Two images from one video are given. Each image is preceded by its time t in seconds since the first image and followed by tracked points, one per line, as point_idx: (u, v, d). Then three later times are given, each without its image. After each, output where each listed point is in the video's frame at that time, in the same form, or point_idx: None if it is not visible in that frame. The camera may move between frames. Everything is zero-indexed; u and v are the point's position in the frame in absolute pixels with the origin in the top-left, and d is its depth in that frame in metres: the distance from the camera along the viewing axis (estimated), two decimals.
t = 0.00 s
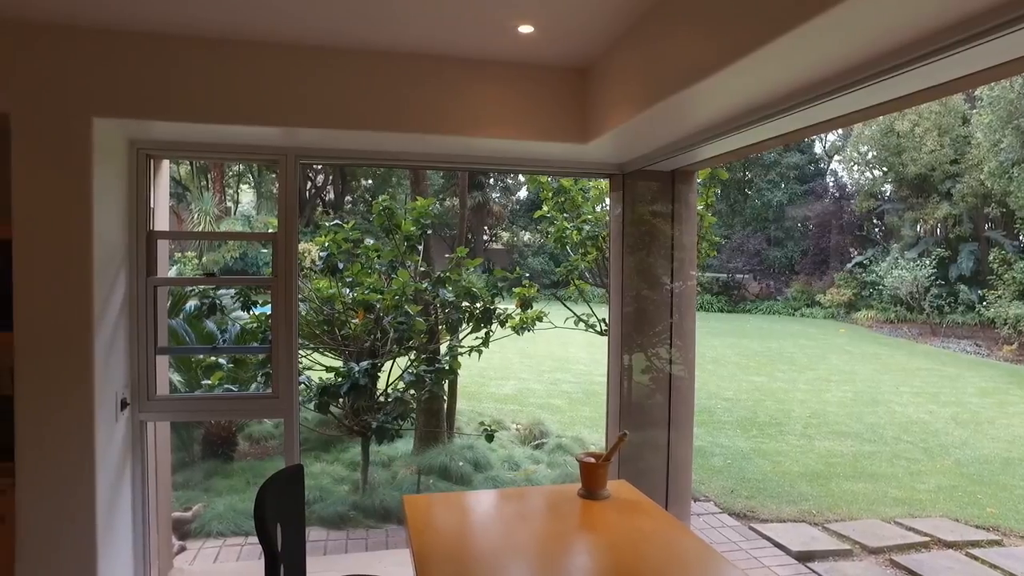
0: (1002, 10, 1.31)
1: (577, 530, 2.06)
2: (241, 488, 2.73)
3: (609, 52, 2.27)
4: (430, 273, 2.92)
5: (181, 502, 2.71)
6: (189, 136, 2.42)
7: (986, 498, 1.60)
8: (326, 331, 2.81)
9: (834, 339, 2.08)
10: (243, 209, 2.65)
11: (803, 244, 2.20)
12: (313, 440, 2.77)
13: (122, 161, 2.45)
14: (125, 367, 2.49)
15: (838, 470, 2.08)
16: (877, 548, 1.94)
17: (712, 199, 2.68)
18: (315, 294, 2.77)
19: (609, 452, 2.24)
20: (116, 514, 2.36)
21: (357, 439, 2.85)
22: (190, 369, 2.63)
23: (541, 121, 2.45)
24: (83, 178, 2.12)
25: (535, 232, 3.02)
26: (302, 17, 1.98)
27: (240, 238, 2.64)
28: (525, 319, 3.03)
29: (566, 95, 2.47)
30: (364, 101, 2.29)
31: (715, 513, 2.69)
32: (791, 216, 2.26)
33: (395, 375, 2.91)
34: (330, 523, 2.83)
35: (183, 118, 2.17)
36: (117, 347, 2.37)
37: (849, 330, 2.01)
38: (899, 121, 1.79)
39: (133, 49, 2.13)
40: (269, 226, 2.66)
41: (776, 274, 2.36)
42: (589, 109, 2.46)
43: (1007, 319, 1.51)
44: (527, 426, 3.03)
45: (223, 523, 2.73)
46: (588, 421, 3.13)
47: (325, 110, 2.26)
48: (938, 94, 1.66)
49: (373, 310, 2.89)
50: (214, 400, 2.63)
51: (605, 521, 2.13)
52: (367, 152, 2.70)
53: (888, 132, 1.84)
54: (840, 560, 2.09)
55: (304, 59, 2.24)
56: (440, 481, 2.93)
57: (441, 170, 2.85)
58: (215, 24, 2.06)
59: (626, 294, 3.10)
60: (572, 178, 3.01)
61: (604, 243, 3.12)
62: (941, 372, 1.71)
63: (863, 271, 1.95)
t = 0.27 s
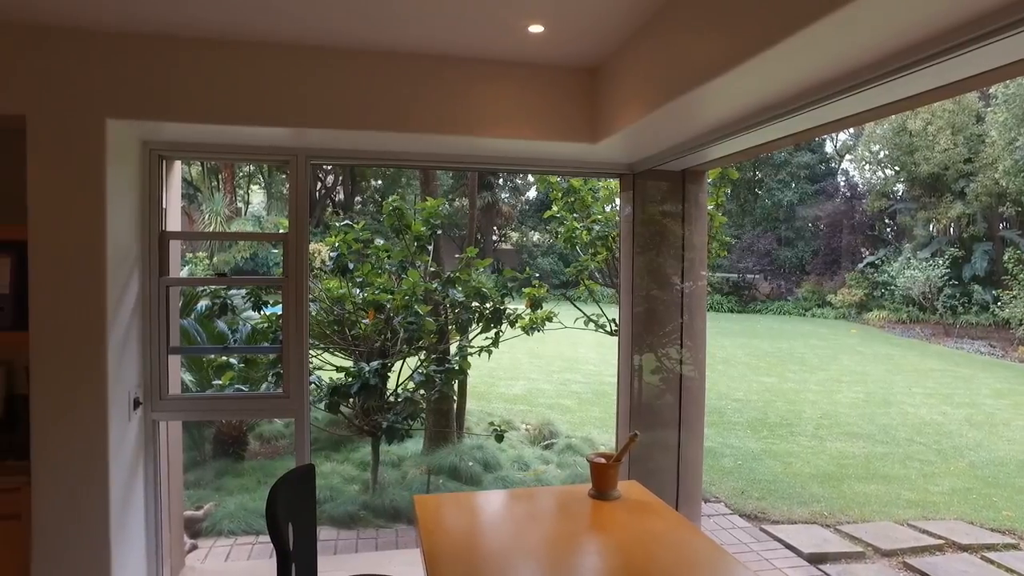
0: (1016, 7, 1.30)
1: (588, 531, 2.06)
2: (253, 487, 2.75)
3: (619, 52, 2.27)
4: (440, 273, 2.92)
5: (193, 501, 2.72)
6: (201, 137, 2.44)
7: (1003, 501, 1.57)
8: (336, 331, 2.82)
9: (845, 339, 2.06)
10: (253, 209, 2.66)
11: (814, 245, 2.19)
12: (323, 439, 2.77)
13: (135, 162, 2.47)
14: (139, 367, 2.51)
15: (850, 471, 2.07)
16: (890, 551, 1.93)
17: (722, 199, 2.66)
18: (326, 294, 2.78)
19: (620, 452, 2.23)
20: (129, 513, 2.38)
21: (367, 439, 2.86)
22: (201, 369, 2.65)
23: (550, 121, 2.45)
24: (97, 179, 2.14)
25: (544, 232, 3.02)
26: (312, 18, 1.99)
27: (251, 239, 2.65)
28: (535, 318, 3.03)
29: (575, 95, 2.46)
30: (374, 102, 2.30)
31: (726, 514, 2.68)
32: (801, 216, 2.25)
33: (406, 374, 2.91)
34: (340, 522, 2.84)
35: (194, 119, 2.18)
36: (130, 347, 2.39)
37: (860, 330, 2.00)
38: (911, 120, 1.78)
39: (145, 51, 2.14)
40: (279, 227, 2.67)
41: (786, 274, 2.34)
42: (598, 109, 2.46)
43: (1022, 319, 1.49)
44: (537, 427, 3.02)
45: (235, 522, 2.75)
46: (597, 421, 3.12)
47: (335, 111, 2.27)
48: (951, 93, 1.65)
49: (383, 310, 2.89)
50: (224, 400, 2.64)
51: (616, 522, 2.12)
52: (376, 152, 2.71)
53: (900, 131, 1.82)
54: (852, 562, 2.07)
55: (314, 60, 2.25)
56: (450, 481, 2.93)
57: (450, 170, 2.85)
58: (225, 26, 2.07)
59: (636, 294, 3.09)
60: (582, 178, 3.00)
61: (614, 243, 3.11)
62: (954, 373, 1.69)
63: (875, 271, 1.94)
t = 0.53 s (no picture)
0: None
1: (598, 531, 2.05)
2: (263, 487, 2.76)
3: (627, 52, 2.26)
4: (449, 273, 2.92)
5: (204, 500, 2.74)
6: (212, 138, 2.45)
7: (1017, 504, 1.54)
8: (346, 331, 2.82)
9: (856, 339, 2.05)
10: (263, 210, 2.67)
11: (823, 245, 2.18)
12: (333, 439, 2.78)
13: (147, 163, 2.49)
14: (150, 366, 2.53)
15: (861, 473, 2.05)
16: (902, 554, 1.91)
17: (732, 199, 2.65)
18: (335, 294, 2.79)
19: (631, 453, 2.22)
20: (141, 513, 2.39)
21: (377, 438, 2.86)
22: (212, 369, 2.67)
23: (559, 120, 2.44)
24: (110, 180, 2.15)
25: (553, 232, 3.01)
26: (321, 19, 2.00)
27: (260, 239, 2.66)
28: (544, 319, 3.02)
29: (583, 94, 2.46)
30: (383, 102, 2.30)
31: (736, 515, 2.67)
32: (812, 216, 2.24)
33: (415, 374, 2.91)
34: (349, 522, 2.84)
35: (204, 120, 2.19)
36: (142, 347, 2.40)
37: (871, 330, 1.98)
38: (923, 118, 1.76)
39: (156, 52, 2.16)
40: (289, 227, 2.68)
41: (797, 274, 2.33)
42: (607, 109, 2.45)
43: None
44: (546, 427, 3.02)
45: (245, 521, 2.76)
46: (606, 422, 3.11)
47: (345, 111, 2.27)
48: (964, 90, 1.63)
49: (392, 310, 2.89)
50: (234, 400, 2.65)
51: (627, 523, 2.11)
52: (385, 152, 2.71)
53: (911, 130, 1.80)
54: (864, 564, 2.06)
55: (323, 60, 2.26)
56: (460, 481, 2.93)
57: (459, 171, 2.86)
58: (235, 27, 2.08)
59: (646, 294, 3.08)
60: (592, 178, 2.99)
61: (623, 243, 3.10)
62: (967, 374, 1.67)
63: (886, 271, 1.92)
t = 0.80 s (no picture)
0: None
1: (609, 532, 2.04)
2: (274, 486, 2.77)
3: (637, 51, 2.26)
4: (459, 273, 2.92)
5: (215, 498, 2.75)
6: (223, 138, 2.46)
7: None
8: (356, 331, 2.83)
9: (868, 340, 2.04)
10: (273, 210, 2.68)
11: (835, 245, 2.16)
12: (343, 439, 2.79)
13: (160, 164, 2.50)
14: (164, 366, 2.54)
15: (874, 474, 2.04)
16: (916, 556, 1.90)
17: (743, 198, 2.64)
18: (346, 294, 2.79)
19: (642, 454, 2.22)
20: (155, 511, 2.41)
21: (387, 438, 2.87)
22: (223, 369, 2.68)
23: (569, 120, 2.44)
24: (124, 181, 2.17)
25: (563, 233, 3.01)
26: (330, 19, 2.00)
27: (271, 240, 2.67)
28: (555, 319, 3.01)
29: (593, 94, 2.45)
30: (392, 102, 2.30)
31: (747, 517, 2.65)
32: (823, 215, 2.22)
33: (425, 375, 2.91)
34: (360, 521, 2.86)
35: (216, 121, 2.20)
36: (155, 347, 2.42)
37: (883, 331, 1.97)
38: (936, 117, 1.74)
39: (168, 54, 2.17)
40: (299, 228, 2.70)
41: (808, 274, 2.31)
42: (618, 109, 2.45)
43: None
44: (556, 427, 3.02)
45: (256, 520, 2.78)
46: (617, 422, 3.10)
47: (355, 111, 2.28)
48: (979, 88, 1.61)
49: (403, 311, 2.89)
50: (245, 399, 2.66)
51: (637, 524, 2.10)
52: (395, 152, 2.72)
53: (925, 129, 1.79)
54: (877, 567, 2.04)
55: (333, 62, 2.27)
56: (470, 482, 2.93)
57: (469, 171, 2.86)
58: (246, 29, 2.09)
59: (656, 295, 3.07)
60: (602, 178, 2.99)
61: (634, 243, 3.09)
62: (981, 375, 1.64)
63: (898, 272, 1.91)
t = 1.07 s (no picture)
0: None
1: (622, 533, 2.04)
2: (286, 485, 2.78)
3: (649, 51, 2.25)
4: (470, 273, 2.92)
5: (227, 498, 2.77)
6: (235, 139, 2.47)
7: None
8: (367, 331, 2.83)
9: (881, 341, 2.02)
10: (284, 211, 2.69)
11: (847, 245, 2.15)
12: (355, 439, 2.80)
13: (173, 165, 2.52)
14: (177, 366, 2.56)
15: (888, 476, 2.02)
16: (932, 560, 1.88)
17: (755, 198, 2.62)
18: (357, 294, 2.80)
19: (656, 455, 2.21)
20: (168, 510, 2.42)
21: (398, 438, 2.87)
22: (235, 369, 2.69)
23: (580, 120, 2.43)
24: (138, 182, 2.18)
25: (573, 233, 3.00)
26: (341, 20, 2.01)
27: (282, 240, 2.68)
28: (565, 319, 3.01)
29: (603, 93, 2.44)
30: (402, 103, 2.30)
31: (759, 518, 2.64)
32: (835, 215, 2.21)
33: (436, 375, 2.91)
34: (371, 521, 2.86)
35: (227, 122, 2.21)
36: (169, 347, 2.44)
37: (896, 332, 1.95)
38: (951, 115, 1.72)
39: (181, 55, 2.19)
40: (311, 228, 2.70)
41: (820, 275, 2.30)
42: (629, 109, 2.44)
43: None
44: (566, 428, 3.02)
45: (269, 519, 2.79)
46: (627, 423, 3.09)
47: (365, 112, 2.28)
48: (994, 86, 1.58)
49: (414, 310, 2.90)
50: (258, 399, 2.67)
51: (650, 525, 2.09)
52: (406, 153, 2.72)
53: (939, 127, 1.77)
54: (891, 570, 2.02)
55: (344, 62, 2.27)
56: (481, 482, 2.93)
57: (479, 171, 2.86)
58: (257, 30, 2.10)
59: (668, 295, 3.06)
60: (613, 178, 2.98)
61: (645, 243, 3.07)
62: (998, 377, 1.62)
63: (912, 272, 1.89)
